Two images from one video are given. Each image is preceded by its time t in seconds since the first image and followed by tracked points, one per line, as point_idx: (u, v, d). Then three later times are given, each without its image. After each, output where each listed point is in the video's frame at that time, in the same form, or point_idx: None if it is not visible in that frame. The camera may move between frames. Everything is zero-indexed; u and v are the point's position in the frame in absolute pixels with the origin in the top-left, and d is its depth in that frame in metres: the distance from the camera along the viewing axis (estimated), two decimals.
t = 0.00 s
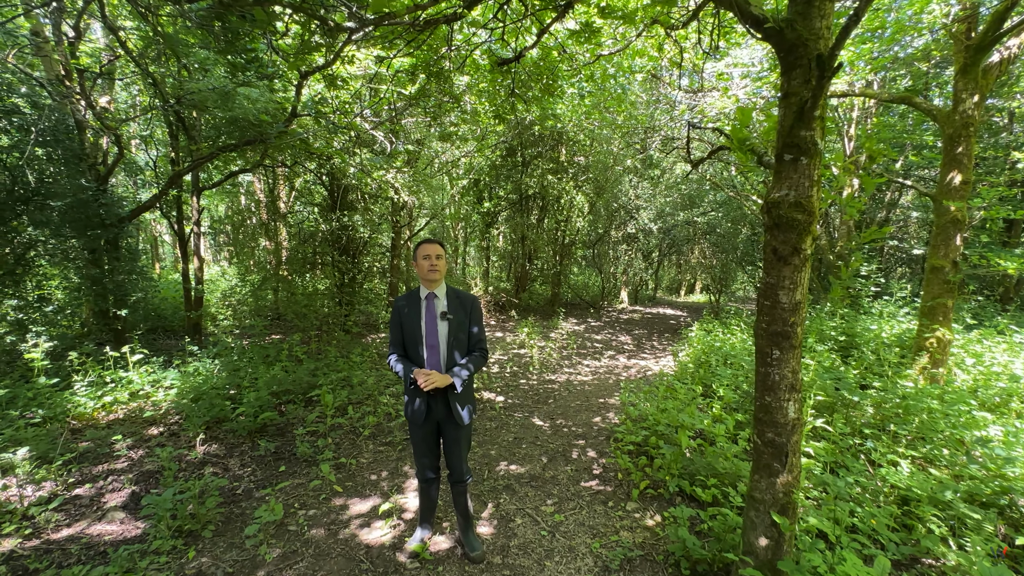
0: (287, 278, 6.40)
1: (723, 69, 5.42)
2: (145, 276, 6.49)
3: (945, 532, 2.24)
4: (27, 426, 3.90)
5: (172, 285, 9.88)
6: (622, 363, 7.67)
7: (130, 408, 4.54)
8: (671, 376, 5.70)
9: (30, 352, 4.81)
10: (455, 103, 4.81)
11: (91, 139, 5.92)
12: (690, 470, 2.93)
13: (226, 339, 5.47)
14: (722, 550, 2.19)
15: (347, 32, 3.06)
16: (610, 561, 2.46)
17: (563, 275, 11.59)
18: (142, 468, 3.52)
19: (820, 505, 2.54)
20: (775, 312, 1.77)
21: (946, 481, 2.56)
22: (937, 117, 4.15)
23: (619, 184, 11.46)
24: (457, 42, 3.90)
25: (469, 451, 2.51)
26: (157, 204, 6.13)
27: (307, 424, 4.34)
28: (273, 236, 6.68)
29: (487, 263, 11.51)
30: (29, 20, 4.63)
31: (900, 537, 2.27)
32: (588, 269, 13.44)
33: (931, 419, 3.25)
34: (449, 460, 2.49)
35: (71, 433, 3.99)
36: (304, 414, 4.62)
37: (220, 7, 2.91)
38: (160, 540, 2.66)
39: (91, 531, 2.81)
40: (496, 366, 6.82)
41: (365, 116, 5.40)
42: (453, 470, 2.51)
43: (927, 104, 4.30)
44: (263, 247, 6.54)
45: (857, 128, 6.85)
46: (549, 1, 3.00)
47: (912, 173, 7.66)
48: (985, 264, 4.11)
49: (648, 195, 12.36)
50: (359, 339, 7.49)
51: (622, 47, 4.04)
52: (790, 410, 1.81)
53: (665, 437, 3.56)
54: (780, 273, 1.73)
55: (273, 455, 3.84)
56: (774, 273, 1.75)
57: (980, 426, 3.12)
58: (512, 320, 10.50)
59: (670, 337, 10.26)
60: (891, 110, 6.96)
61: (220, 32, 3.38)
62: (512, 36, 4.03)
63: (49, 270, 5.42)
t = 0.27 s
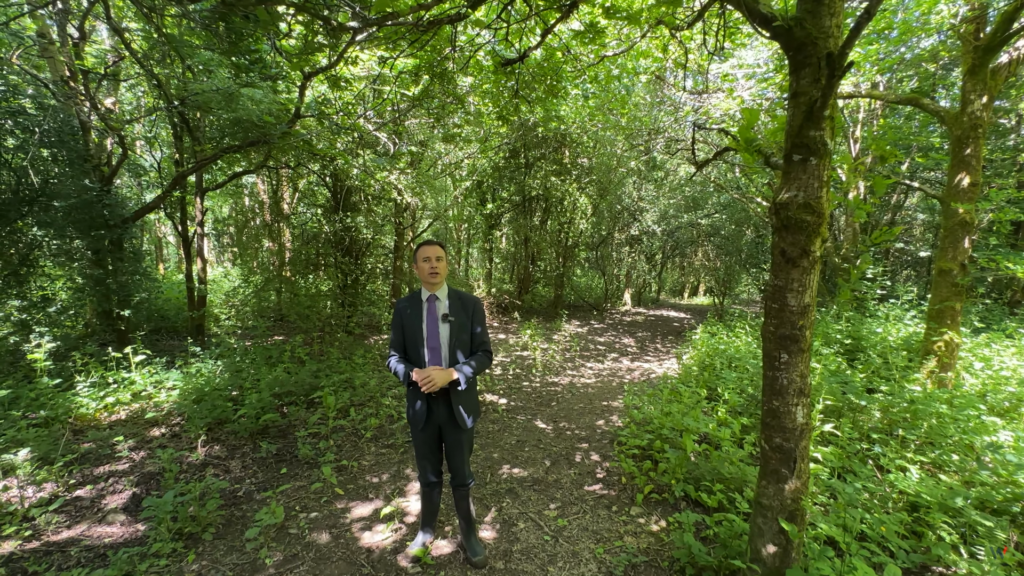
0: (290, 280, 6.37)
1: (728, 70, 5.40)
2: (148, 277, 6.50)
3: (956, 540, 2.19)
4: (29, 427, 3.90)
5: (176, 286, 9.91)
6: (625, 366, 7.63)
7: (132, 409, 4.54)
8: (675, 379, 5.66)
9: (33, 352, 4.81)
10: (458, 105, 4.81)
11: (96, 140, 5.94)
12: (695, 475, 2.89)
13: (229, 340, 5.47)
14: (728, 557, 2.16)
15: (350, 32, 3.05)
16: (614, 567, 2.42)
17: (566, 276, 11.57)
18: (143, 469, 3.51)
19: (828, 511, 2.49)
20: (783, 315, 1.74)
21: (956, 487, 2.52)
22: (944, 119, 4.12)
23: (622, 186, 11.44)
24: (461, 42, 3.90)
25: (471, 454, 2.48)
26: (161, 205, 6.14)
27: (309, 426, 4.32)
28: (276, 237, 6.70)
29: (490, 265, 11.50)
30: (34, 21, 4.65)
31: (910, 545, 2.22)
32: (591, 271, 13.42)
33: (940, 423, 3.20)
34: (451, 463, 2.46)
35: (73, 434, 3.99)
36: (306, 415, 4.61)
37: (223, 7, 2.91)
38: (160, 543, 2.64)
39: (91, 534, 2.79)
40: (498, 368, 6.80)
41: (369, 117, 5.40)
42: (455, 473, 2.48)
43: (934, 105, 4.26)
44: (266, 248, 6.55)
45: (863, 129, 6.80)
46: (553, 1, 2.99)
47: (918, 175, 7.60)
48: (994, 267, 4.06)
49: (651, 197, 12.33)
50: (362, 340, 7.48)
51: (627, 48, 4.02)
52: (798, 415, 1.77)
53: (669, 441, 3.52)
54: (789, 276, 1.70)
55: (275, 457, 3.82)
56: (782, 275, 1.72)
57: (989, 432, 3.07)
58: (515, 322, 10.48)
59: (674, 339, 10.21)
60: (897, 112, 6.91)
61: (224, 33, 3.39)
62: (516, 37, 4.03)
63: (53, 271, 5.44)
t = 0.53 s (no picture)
0: (291, 280, 6.36)
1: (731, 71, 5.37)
2: (149, 277, 6.49)
3: (965, 545, 2.16)
4: (28, 428, 3.89)
5: (177, 286, 9.91)
6: (627, 367, 7.60)
7: (132, 410, 4.52)
8: (678, 381, 5.63)
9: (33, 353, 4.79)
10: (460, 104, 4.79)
11: (97, 140, 5.94)
12: (699, 478, 2.86)
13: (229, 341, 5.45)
14: (733, 562, 2.13)
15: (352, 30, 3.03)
16: (617, 571, 2.39)
17: (567, 277, 11.54)
18: (143, 471, 3.49)
19: (834, 515, 2.46)
20: (791, 317, 1.71)
21: (964, 491, 2.48)
22: (949, 119, 4.08)
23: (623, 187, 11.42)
24: (464, 42, 3.89)
25: (474, 457, 2.45)
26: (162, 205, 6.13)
27: (310, 427, 4.30)
28: (278, 237, 6.67)
29: (491, 266, 11.48)
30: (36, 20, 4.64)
31: (919, 550, 2.19)
32: (593, 271, 13.40)
33: (946, 426, 3.17)
34: (454, 466, 2.44)
35: (72, 435, 3.98)
36: (307, 417, 4.58)
37: (224, 6, 2.89)
38: (159, 545, 2.62)
39: (90, 537, 2.77)
40: (500, 369, 6.77)
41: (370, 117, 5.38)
42: (458, 476, 2.46)
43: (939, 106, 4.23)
44: (268, 248, 6.54)
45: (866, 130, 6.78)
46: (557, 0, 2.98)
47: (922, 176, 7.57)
48: (1001, 268, 4.02)
49: (653, 198, 12.31)
50: (363, 341, 7.46)
51: (630, 48, 4.00)
52: (806, 418, 1.74)
53: (673, 444, 3.49)
54: (797, 277, 1.67)
55: (275, 459, 3.80)
56: (789, 276, 1.69)
57: (997, 435, 3.03)
58: (516, 324, 10.46)
59: (676, 341, 10.18)
60: (901, 113, 6.88)
61: (225, 32, 3.38)
62: (519, 37, 4.02)
63: (55, 271, 5.42)
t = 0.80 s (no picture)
0: (291, 280, 6.33)
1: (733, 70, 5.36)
2: (147, 276, 6.44)
3: (973, 549, 2.13)
4: (25, 429, 3.85)
5: (175, 286, 9.86)
6: (627, 368, 7.58)
7: (130, 411, 4.49)
8: (679, 381, 5.61)
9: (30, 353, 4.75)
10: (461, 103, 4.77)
11: (94, 138, 5.90)
12: (702, 480, 2.84)
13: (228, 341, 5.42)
14: (739, 565, 2.10)
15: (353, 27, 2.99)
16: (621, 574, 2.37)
17: (567, 277, 11.53)
18: (140, 473, 3.45)
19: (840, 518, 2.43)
20: (799, 318, 1.68)
21: (970, 493, 2.46)
22: (953, 119, 4.07)
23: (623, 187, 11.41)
24: (465, 40, 3.88)
25: (476, 460, 2.43)
26: (160, 204, 6.08)
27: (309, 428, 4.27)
28: (276, 237, 6.56)
29: (491, 266, 11.45)
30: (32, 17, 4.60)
31: (926, 553, 2.16)
32: (592, 272, 13.38)
33: (950, 427, 3.16)
34: (456, 468, 2.41)
35: (69, 436, 3.94)
36: (306, 417, 4.55)
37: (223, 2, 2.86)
38: (156, 549, 2.59)
39: (86, 540, 2.74)
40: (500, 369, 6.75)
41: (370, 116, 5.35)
42: (460, 479, 2.43)
43: (942, 105, 4.22)
44: (267, 248, 6.51)
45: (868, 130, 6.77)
46: None
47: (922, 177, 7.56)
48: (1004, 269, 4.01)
49: (653, 198, 12.29)
50: (362, 341, 7.42)
51: (632, 46, 3.98)
52: (814, 420, 1.72)
53: (676, 445, 3.47)
54: (806, 277, 1.65)
55: (274, 461, 3.76)
56: (798, 276, 1.67)
57: (1001, 436, 3.01)
58: (516, 324, 10.43)
59: (676, 341, 10.17)
60: (902, 113, 6.87)
61: (224, 30, 3.34)
62: (520, 35, 4.00)
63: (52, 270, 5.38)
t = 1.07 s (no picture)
0: (287, 279, 6.40)
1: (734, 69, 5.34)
2: (143, 275, 6.36)
3: (980, 550, 2.11)
4: (18, 430, 3.79)
5: (170, 285, 9.77)
6: (627, 367, 7.56)
7: (125, 412, 4.43)
8: (679, 381, 5.59)
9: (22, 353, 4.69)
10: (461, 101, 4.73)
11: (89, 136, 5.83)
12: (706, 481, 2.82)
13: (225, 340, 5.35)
14: (745, 568, 2.07)
15: (352, 21, 2.94)
16: None
17: (566, 277, 11.51)
18: (135, 475, 3.40)
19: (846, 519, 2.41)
20: (809, 318, 1.66)
21: (975, 493, 2.44)
22: (954, 118, 4.06)
23: (622, 186, 11.40)
24: (464, 37, 3.85)
25: (478, 462, 2.40)
26: (155, 202, 6.00)
27: (307, 429, 4.22)
28: (273, 236, 6.65)
29: (489, 265, 11.42)
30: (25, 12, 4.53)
31: (934, 555, 2.14)
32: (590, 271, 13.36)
33: (953, 427, 3.15)
34: (458, 471, 2.38)
35: (63, 438, 3.88)
36: (304, 418, 4.50)
37: None
38: (152, 554, 2.54)
39: (80, 544, 2.69)
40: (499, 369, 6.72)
41: (369, 114, 5.30)
42: (462, 482, 2.40)
43: (943, 105, 4.21)
44: (262, 247, 6.59)
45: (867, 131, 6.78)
46: None
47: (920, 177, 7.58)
48: (1005, 268, 4.00)
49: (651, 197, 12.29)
50: (360, 341, 7.37)
51: (633, 44, 3.96)
52: (824, 422, 1.69)
53: (678, 446, 3.44)
54: (816, 277, 1.62)
55: (272, 462, 3.72)
56: (808, 276, 1.64)
57: (1003, 436, 3.00)
58: (514, 323, 10.40)
59: (674, 340, 10.17)
60: (901, 113, 6.88)
61: (221, 25, 3.29)
62: (521, 33, 3.97)
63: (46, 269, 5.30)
